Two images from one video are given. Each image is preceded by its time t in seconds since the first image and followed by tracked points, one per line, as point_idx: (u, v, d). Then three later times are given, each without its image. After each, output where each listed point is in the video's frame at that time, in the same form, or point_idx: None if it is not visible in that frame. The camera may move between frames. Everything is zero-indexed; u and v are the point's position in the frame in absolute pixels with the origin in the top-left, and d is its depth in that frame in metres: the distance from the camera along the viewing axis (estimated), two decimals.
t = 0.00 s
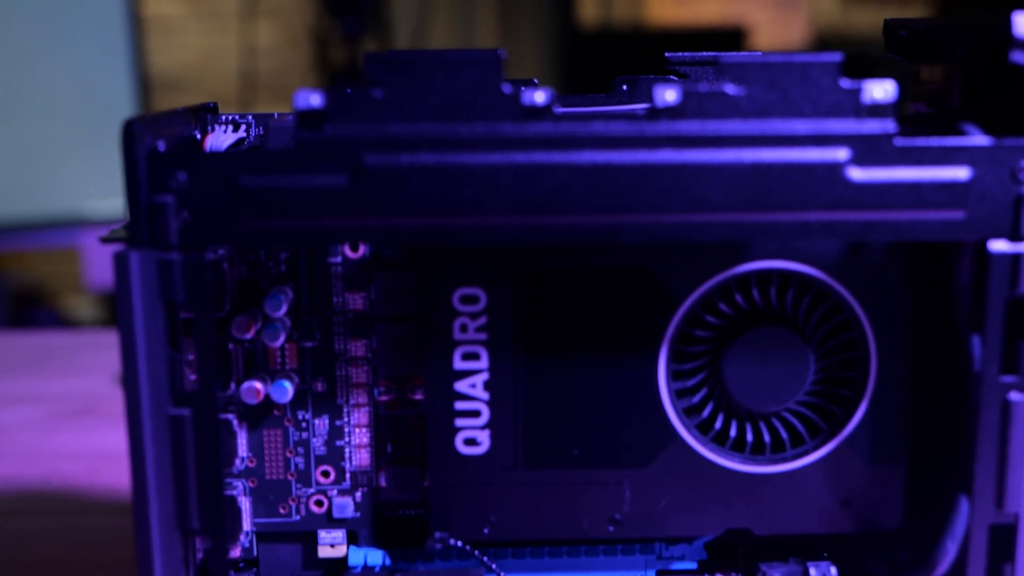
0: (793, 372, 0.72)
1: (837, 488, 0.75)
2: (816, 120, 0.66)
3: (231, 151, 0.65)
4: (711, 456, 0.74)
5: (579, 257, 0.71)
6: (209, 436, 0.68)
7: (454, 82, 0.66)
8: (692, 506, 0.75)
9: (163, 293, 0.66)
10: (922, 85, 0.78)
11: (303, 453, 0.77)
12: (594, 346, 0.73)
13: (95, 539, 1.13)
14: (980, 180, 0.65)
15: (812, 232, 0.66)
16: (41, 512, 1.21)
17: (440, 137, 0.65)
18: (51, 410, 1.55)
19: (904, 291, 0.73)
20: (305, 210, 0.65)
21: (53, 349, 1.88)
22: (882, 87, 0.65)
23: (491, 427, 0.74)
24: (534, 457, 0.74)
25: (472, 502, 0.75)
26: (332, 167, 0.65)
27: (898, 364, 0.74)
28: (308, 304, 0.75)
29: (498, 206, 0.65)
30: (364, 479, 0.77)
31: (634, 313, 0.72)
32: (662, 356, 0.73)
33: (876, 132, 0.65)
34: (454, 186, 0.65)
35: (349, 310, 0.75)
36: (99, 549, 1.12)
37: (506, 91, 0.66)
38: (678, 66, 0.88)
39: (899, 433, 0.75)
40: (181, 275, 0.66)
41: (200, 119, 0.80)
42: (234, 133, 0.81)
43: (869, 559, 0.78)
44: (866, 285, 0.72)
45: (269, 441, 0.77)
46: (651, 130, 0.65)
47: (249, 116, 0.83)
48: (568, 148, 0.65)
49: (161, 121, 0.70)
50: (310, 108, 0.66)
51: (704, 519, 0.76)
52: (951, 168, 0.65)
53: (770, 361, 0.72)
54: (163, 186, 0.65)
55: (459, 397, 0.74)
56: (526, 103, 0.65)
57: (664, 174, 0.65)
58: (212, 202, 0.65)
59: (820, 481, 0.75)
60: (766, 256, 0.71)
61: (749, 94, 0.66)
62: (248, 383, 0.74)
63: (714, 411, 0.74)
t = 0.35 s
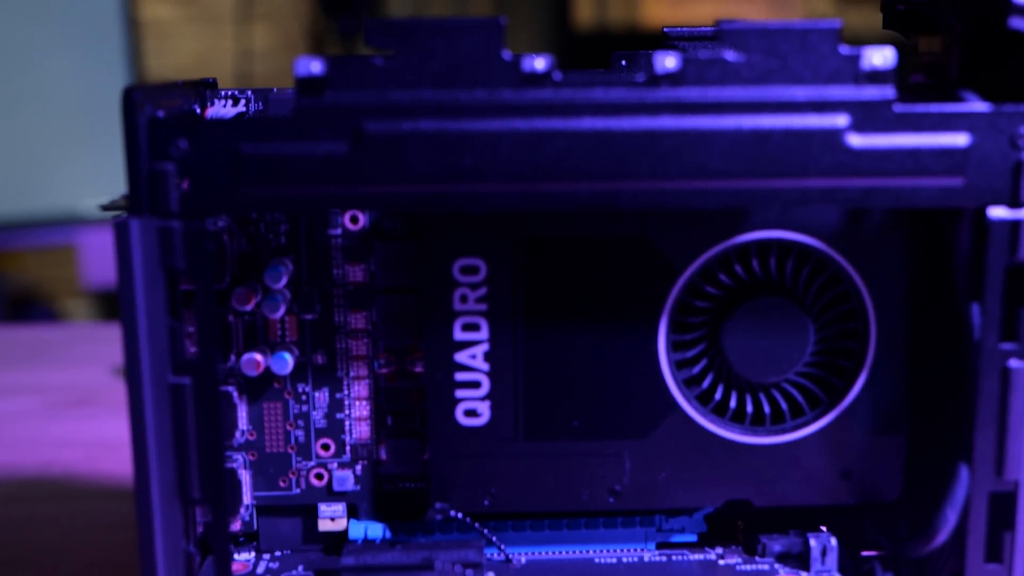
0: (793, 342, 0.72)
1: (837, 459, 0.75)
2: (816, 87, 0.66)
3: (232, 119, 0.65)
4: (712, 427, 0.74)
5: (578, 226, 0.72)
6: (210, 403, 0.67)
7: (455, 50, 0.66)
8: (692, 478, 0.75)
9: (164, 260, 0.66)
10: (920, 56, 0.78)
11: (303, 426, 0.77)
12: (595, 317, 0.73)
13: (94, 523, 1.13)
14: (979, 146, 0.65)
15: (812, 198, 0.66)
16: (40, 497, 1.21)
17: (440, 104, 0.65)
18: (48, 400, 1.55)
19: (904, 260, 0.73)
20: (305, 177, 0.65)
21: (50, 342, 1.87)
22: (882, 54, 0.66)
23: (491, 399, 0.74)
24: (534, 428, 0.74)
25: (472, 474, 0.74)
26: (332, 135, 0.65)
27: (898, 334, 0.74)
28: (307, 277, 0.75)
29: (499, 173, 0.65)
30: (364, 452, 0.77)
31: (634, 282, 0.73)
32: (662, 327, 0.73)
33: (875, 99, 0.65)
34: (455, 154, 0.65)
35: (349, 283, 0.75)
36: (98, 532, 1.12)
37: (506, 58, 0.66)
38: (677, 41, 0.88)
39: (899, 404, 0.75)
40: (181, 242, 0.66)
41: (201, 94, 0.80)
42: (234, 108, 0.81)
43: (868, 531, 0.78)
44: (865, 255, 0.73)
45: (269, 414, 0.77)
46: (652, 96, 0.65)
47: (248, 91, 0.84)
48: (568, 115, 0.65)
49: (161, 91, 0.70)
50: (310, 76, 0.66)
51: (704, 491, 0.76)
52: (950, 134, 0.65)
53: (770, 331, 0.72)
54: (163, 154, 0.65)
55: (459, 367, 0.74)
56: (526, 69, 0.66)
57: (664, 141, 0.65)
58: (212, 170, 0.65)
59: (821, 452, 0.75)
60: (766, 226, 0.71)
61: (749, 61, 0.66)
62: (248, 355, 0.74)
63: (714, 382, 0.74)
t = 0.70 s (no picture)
0: (792, 314, 0.73)
1: (838, 432, 0.75)
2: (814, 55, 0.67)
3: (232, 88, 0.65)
4: (711, 400, 0.74)
5: (577, 197, 0.72)
6: (211, 373, 0.68)
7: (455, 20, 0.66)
8: (693, 451, 0.75)
9: (164, 231, 0.66)
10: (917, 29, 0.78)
11: (303, 401, 0.77)
12: (595, 288, 0.73)
13: (94, 506, 1.13)
14: (979, 114, 0.65)
15: (811, 166, 0.66)
16: (38, 482, 1.21)
17: (440, 74, 0.65)
18: (47, 390, 1.55)
19: (902, 232, 0.73)
20: (306, 146, 0.65)
21: (48, 334, 1.87)
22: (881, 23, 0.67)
23: (491, 371, 0.74)
24: (534, 401, 0.74)
25: (472, 446, 0.75)
26: (332, 104, 0.65)
27: (897, 305, 0.74)
28: (307, 250, 0.75)
29: (498, 142, 0.65)
30: (364, 427, 0.77)
31: (634, 254, 0.73)
32: (661, 300, 0.73)
33: (874, 68, 0.65)
34: (455, 122, 0.65)
35: (349, 257, 0.75)
36: (98, 516, 1.12)
37: (505, 27, 0.66)
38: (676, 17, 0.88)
39: (898, 376, 0.75)
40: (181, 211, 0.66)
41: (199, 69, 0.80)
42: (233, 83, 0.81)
43: (869, 505, 0.79)
44: (864, 226, 0.73)
45: (269, 389, 0.77)
46: (651, 65, 0.65)
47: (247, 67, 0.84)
48: (568, 84, 0.65)
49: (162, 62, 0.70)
50: (311, 45, 0.67)
51: (703, 464, 0.75)
52: (950, 103, 0.65)
53: (769, 302, 0.72)
54: (164, 123, 0.65)
55: (459, 340, 0.74)
56: (526, 38, 0.66)
57: (664, 109, 0.65)
58: (213, 139, 0.65)
59: (821, 425, 0.75)
60: (765, 198, 0.72)
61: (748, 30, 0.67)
62: (248, 329, 0.74)
63: (714, 355, 0.74)
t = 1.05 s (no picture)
0: (793, 286, 0.72)
1: (839, 405, 0.75)
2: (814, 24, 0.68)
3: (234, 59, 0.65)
4: (713, 373, 0.74)
5: (578, 170, 0.72)
6: (213, 344, 0.68)
7: None
8: (694, 424, 0.75)
9: (166, 202, 0.66)
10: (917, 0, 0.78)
11: (305, 376, 0.77)
12: (597, 261, 0.73)
13: (96, 491, 1.13)
14: (979, 82, 0.65)
15: (811, 135, 0.66)
16: (39, 468, 1.21)
17: (442, 45, 0.65)
18: (49, 380, 1.55)
19: (904, 203, 0.73)
20: (308, 117, 0.65)
21: (48, 326, 1.87)
22: None
23: (492, 345, 0.74)
24: (535, 375, 0.74)
25: (474, 421, 0.74)
26: (334, 75, 0.65)
27: (897, 277, 0.74)
28: (308, 225, 0.75)
29: (498, 113, 0.65)
30: (366, 402, 0.77)
31: (636, 226, 0.73)
32: (662, 273, 0.73)
33: (875, 37, 0.65)
34: (457, 93, 0.65)
35: (350, 231, 0.75)
36: (99, 499, 1.12)
37: None
38: None
39: (899, 348, 0.75)
40: (182, 180, 0.66)
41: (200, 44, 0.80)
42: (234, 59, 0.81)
43: (871, 477, 0.79)
44: (864, 198, 0.73)
45: (271, 363, 0.77)
46: (651, 34, 0.65)
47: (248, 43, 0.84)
48: (569, 53, 0.65)
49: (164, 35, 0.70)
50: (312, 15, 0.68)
51: (706, 437, 0.75)
52: (951, 71, 0.65)
53: (770, 275, 0.72)
54: (166, 95, 0.65)
55: (460, 314, 0.74)
56: (527, 8, 0.67)
57: (665, 78, 0.65)
58: (216, 111, 0.65)
59: (822, 398, 0.75)
60: (765, 169, 0.72)
61: None
62: (250, 303, 0.74)
63: (715, 328, 0.74)
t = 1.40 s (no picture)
0: (794, 264, 0.73)
1: (839, 383, 0.75)
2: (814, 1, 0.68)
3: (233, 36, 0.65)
4: (714, 351, 0.75)
5: (580, 149, 0.72)
6: (215, 325, 0.67)
7: None
8: (694, 403, 0.75)
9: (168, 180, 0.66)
10: None
11: (307, 356, 0.77)
12: (597, 240, 0.73)
13: (98, 480, 1.13)
14: (979, 57, 0.65)
15: (810, 112, 0.66)
16: (39, 458, 1.21)
17: (442, 22, 0.64)
18: (49, 372, 1.55)
19: (904, 180, 0.74)
20: (309, 94, 0.65)
21: (50, 322, 1.87)
22: None
23: (493, 324, 0.74)
24: (536, 355, 0.74)
25: (474, 400, 0.74)
26: (334, 52, 0.64)
27: (897, 255, 0.74)
28: (308, 205, 0.75)
29: (498, 90, 0.65)
30: (367, 383, 0.77)
31: (637, 206, 0.73)
32: (663, 251, 0.73)
33: (875, 12, 0.65)
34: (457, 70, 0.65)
35: (351, 212, 0.76)
36: (100, 488, 1.12)
37: None
38: None
39: (899, 326, 0.75)
40: (183, 157, 0.66)
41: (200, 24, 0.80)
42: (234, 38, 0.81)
43: (872, 456, 0.79)
44: (864, 176, 0.73)
45: (272, 345, 0.77)
46: (652, 11, 0.65)
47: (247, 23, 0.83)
48: (569, 30, 0.65)
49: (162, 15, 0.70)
50: None
51: (707, 417, 0.75)
52: (950, 46, 0.65)
53: (770, 253, 0.72)
54: (167, 72, 0.64)
55: (461, 293, 0.74)
56: None
57: (665, 55, 0.65)
58: (217, 89, 0.65)
59: (823, 376, 0.75)
60: (764, 147, 0.72)
61: None
62: (251, 284, 0.74)
63: (716, 306, 0.75)
